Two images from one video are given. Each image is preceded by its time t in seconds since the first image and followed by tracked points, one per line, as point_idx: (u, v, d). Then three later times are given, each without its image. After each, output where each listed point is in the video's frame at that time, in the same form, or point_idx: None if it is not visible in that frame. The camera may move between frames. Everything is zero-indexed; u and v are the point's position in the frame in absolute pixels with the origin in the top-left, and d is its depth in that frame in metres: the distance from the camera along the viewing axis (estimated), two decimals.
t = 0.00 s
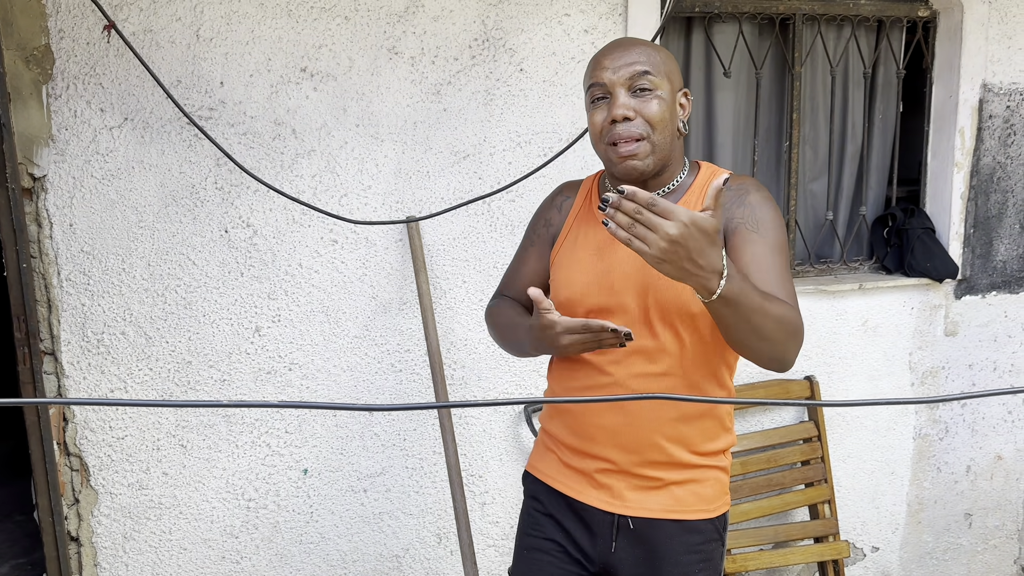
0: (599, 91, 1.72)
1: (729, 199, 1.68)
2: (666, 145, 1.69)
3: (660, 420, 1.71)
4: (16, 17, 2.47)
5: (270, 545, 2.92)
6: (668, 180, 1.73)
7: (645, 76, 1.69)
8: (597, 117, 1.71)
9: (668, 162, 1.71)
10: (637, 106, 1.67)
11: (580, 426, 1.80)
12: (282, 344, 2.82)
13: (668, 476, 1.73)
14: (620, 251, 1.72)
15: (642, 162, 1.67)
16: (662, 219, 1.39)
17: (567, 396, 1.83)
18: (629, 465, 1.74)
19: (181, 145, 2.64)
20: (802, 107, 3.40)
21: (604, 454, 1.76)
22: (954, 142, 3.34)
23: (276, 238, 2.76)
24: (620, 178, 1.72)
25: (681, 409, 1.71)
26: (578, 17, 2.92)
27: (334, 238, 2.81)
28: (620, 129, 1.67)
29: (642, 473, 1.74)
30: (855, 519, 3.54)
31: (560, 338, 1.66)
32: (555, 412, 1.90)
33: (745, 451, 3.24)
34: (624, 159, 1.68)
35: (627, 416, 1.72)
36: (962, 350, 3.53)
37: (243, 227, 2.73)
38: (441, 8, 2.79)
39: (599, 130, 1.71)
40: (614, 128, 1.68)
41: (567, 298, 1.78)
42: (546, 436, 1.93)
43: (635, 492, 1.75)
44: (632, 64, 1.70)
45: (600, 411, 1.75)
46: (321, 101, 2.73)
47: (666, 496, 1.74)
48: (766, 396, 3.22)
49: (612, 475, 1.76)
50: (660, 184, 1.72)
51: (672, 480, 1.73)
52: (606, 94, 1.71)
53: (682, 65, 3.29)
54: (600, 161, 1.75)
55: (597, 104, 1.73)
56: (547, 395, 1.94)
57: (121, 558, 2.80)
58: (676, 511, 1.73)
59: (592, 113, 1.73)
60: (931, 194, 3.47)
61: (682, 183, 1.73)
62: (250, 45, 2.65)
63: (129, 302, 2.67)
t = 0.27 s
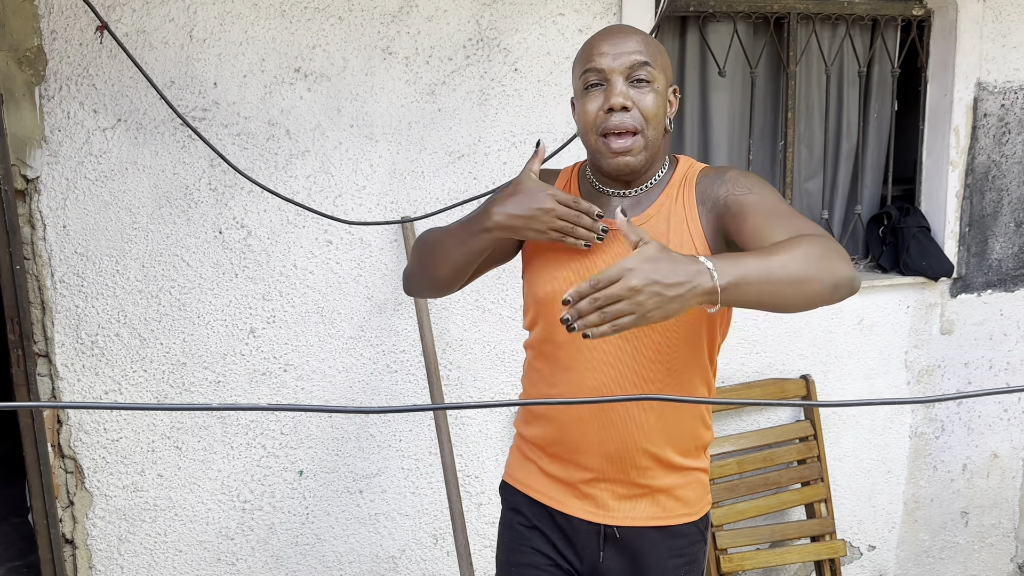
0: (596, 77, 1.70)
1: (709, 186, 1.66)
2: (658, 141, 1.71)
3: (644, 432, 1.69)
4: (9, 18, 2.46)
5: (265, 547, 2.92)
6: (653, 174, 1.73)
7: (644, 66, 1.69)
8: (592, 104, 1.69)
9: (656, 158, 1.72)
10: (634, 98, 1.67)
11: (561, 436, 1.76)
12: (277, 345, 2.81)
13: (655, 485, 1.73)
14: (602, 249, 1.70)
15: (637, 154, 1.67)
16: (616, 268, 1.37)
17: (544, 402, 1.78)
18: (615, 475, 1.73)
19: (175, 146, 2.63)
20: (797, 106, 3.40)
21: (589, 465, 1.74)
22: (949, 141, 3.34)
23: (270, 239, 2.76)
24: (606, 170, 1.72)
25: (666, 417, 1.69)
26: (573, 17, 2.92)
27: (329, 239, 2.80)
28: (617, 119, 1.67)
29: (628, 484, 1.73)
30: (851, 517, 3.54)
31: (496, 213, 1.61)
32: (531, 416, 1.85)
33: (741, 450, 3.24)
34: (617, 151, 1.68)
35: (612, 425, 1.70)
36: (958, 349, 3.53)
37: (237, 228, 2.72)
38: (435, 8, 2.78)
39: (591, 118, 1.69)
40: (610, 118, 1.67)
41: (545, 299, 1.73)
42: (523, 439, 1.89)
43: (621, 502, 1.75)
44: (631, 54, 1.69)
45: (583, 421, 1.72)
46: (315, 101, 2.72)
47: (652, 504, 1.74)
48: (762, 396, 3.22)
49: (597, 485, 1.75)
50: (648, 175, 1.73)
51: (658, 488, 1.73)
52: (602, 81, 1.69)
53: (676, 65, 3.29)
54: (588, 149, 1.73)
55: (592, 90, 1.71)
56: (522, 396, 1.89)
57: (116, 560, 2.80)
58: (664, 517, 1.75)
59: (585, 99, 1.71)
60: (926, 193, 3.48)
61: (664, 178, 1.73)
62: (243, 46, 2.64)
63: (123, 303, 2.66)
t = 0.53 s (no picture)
0: (553, 85, 1.58)
1: (678, 211, 1.65)
2: (617, 154, 1.62)
3: (614, 453, 1.69)
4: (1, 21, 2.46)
5: (261, 550, 2.91)
6: (613, 188, 1.66)
7: (605, 74, 1.58)
8: (549, 116, 1.58)
9: (615, 172, 1.64)
10: (595, 111, 1.57)
11: (529, 464, 1.70)
12: (271, 348, 2.81)
13: (625, 504, 1.74)
14: (570, 267, 1.62)
15: (598, 172, 1.59)
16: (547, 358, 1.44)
17: (506, 428, 1.72)
18: (587, 499, 1.71)
19: (168, 148, 2.62)
20: (791, 106, 3.40)
21: (559, 491, 1.70)
22: (944, 140, 3.34)
23: (264, 241, 2.75)
24: (565, 185, 1.63)
25: (635, 437, 1.70)
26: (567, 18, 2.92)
27: (323, 241, 2.80)
28: (580, 134, 1.56)
29: (599, 506, 1.72)
30: (847, 518, 3.53)
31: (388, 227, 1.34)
32: (488, 442, 1.77)
33: (737, 450, 3.24)
34: (579, 167, 1.58)
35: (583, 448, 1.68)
36: (953, 348, 3.53)
37: (230, 231, 2.72)
38: (429, 9, 2.78)
39: (549, 130, 1.58)
40: (571, 133, 1.56)
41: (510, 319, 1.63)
42: (478, 465, 1.81)
43: (591, 524, 1.73)
44: (592, 60, 1.58)
45: (553, 448, 1.68)
46: (308, 103, 2.72)
47: (622, 522, 1.75)
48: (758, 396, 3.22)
49: (568, 511, 1.72)
50: (607, 191, 1.65)
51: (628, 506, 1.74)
52: (558, 91, 1.58)
53: (670, 66, 3.29)
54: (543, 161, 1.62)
55: (548, 98, 1.59)
56: (474, 419, 1.80)
57: (111, 564, 2.79)
58: (633, 533, 1.76)
59: (541, 109, 1.59)
60: (921, 192, 3.48)
61: (627, 192, 1.68)
62: (236, 47, 2.63)
63: (117, 306, 2.65)
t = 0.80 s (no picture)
0: (501, 71, 1.51)
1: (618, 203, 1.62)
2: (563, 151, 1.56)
3: (577, 466, 1.57)
4: None
5: (256, 554, 2.91)
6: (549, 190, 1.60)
7: (555, 64, 1.53)
8: (496, 101, 1.51)
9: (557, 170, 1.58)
10: (545, 100, 1.51)
11: (485, 488, 1.57)
12: (266, 351, 2.80)
13: (594, 517, 1.61)
14: (514, 278, 1.51)
15: (546, 164, 1.51)
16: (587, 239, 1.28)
17: (457, 452, 1.58)
18: (552, 517, 1.58)
19: (162, 152, 2.62)
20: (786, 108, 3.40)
21: (522, 512, 1.58)
22: (939, 141, 3.34)
23: (258, 244, 2.75)
24: (507, 178, 1.53)
25: (597, 445, 1.59)
26: (561, 21, 2.92)
27: (318, 244, 2.80)
28: (532, 121, 1.48)
29: (566, 523, 1.59)
30: (844, 519, 3.53)
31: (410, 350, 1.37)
32: (438, 471, 1.63)
33: (733, 452, 3.24)
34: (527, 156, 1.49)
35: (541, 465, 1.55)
36: (949, 349, 3.53)
37: (225, 234, 2.71)
38: (423, 12, 2.78)
39: (496, 116, 1.50)
40: (519, 119, 1.48)
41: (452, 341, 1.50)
42: (431, 498, 1.66)
43: (561, 543, 1.60)
44: (542, 48, 1.53)
45: (509, 467, 1.55)
46: (302, 106, 2.71)
47: (592, 537, 1.62)
48: (754, 398, 3.21)
49: (533, 533, 1.59)
50: (544, 193, 1.60)
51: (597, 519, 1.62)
52: (507, 78, 1.52)
53: (665, 68, 3.29)
54: (483, 154, 1.54)
55: (495, 86, 1.52)
56: (423, 448, 1.66)
57: (106, 568, 2.79)
58: (605, 547, 1.63)
59: (488, 95, 1.52)
60: (916, 194, 3.48)
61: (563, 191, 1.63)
62: (230, 51, 2.63)
63: (111, 310, 2.65)
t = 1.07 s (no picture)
0: (460, 65, 1.50)
1: (574, 198, 1.64)
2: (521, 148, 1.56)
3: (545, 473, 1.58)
4: None
5: (253, 559, 2.90)
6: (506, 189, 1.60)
7: (514, 60, 1.53)
8: (455, 97, 1.49)
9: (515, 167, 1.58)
10: (505, 96, 1.51)
11: (453, 502, 1.56)
12: (261, 356, 2.80)
13: (563, 524, 1.63)
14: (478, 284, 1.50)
15: (506, 162, 1.51)
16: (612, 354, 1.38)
17: (421, 467, 1.56)
18: (522, 526, 1.59)
19: (157, 157, 2.62)
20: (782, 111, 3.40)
21: (491, 524, 1.58)
22: (935, 144, 3.34)
23: (254, 249, 2.75)
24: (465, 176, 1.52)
25: (565, 451, 1.60)
26: (557, 24, 2.92)
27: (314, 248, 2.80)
28: (491, 118, 1.48)
29: (535, 532, 1.61)
30: (841, 522, 3.53)
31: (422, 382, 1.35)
32: (402, 487, 1.60)
33: (730, 456, 3.23)
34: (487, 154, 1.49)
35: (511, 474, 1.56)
36: (946, 352, 3.53)
37: (220, 239, 2.71)
38: (419, 17, 2.78)
39: (455, 112, 1.49)
40: (479, 116, 1.48)
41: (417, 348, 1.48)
42: (394, 515, 1.63)
43: (530, 551, 1.62)
44: (501, 43, 1.52)
45: (477, 479, 1.55)
46: (298, 111, 2.71)
47: (562, 544, 1.64)
48: (751, 402, 3.21)
49: (502, 544, 1.60)
50: (501, 192, 1.59)
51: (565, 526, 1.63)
52: (466, 72, 1.50)
53: (661, 72, 3.29)
54: (439, 151, 1.52)
55: (453, 80, 1.51)
56: (382, 464, 1.62)
57: (102, 573, 2.78)
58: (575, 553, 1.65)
59: (445, 89, 1.50)
60: (913, 196, 3.48)
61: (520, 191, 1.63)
62: (226, 55, 2.63)
63: (106, 315, 2.65)
